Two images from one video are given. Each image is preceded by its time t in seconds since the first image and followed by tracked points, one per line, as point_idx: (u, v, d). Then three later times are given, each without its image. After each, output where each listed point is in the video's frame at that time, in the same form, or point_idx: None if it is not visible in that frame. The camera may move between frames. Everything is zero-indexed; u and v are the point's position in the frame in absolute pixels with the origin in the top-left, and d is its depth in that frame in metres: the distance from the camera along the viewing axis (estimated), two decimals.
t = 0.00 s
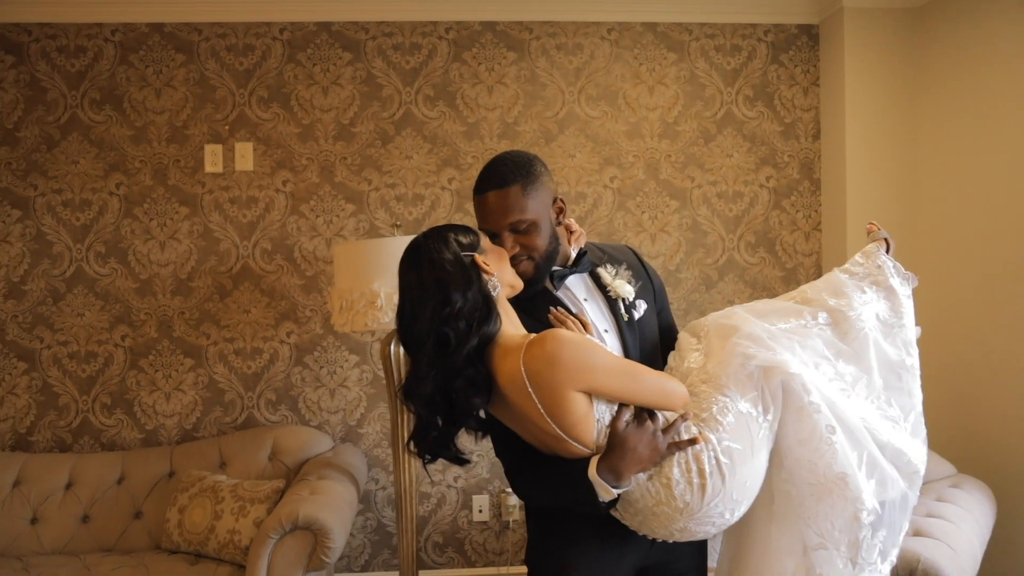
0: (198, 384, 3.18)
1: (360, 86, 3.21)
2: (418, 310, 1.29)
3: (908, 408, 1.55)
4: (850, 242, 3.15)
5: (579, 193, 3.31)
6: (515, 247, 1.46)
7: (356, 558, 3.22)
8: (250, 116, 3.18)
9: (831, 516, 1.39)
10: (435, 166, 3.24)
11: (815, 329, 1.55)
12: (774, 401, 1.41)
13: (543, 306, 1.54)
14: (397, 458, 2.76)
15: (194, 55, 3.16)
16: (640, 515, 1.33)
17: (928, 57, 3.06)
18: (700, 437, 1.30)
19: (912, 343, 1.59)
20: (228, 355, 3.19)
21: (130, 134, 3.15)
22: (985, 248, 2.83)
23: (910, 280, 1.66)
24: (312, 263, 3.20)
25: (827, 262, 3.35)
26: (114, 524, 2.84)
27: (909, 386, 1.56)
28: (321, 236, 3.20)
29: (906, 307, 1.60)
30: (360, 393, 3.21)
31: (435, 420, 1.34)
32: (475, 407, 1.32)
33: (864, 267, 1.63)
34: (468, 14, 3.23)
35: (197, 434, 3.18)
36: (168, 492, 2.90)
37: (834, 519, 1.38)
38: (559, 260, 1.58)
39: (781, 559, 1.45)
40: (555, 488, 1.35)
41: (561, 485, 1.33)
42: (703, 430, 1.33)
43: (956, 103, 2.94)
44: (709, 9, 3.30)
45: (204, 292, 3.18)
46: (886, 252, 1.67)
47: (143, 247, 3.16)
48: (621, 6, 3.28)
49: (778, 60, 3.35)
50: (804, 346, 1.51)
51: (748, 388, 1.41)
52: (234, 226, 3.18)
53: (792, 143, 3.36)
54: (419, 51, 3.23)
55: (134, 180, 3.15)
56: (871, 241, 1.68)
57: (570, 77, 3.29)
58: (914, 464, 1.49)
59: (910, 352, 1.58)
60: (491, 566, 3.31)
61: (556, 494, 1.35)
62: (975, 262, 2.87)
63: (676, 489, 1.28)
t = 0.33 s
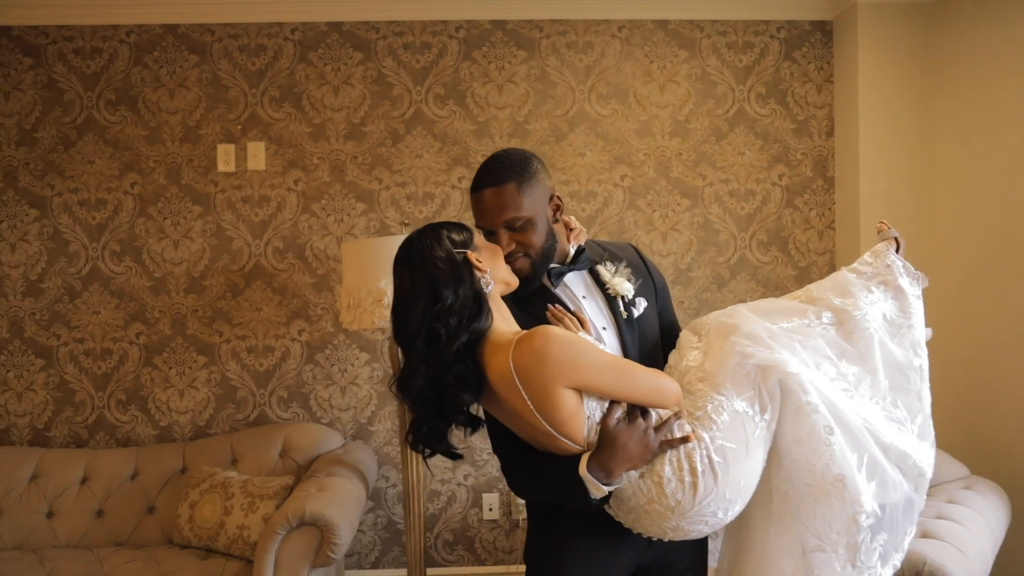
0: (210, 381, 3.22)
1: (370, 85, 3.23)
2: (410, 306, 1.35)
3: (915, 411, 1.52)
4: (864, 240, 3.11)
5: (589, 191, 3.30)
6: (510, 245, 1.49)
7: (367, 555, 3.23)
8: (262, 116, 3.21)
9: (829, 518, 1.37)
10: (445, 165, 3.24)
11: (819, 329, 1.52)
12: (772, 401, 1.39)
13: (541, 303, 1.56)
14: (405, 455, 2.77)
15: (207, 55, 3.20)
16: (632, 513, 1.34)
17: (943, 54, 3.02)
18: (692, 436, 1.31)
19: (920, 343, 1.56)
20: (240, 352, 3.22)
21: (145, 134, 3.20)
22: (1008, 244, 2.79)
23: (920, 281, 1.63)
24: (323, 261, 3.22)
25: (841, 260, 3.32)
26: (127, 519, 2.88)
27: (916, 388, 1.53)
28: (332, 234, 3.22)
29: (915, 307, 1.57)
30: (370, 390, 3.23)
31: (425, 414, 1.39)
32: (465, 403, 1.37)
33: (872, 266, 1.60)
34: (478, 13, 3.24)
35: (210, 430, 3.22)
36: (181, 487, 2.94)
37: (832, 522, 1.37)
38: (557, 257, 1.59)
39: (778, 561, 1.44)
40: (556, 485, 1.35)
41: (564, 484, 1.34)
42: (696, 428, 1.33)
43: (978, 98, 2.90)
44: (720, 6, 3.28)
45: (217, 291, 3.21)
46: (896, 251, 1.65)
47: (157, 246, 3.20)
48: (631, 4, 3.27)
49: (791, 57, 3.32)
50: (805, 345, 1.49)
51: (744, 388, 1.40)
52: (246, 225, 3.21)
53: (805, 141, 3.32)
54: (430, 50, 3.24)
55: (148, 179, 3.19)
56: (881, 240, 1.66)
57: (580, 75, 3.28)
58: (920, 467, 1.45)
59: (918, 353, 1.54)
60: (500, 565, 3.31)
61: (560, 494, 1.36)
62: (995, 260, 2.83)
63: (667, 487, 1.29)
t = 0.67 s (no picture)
0: (221, 379, 3.25)
1: (380, 85, 3.24)
2: (403, 303, 1.37)
3: (917, 411, 1.49)
4: (876, 239, 3.08)
5: (598, 190, 3.29)
6: (505, 242, 1.50)
7: (375, 552, 3.25)
8: (273, 116, 3.23)
9: (825, 518, 1.36)
10: (454, 164, 3.25)
11: (818, 328, 1.51)
12: (767, 400, 1.38)
13: (538, 301, 1.56)
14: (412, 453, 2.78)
15: (218, 56, 3.23)
16: (624, 511, 1.34)
17: (956, 50, 2.98)
18: (685, 434, 1.31)
19: (923, 343, 1.53)
20: (251, 350, 3.25)
21: (158, 134, 3.23)
22: (1016, 243, 2.73)
23: (924, 280, 1.60)
24: (332, 259, 3.24)
25: (854, 259, 3.28)
26: (139, 515, 2.91)
27: (919, 388, 1.50)
28: (341, 233, 3.24)
29: (917, 307, 1.54)
30: (379, 389, 3.24)
31: (417, 410, 1.40)
32: (457, 399, 1.38)
33: (875, 265, 1.58)
34: (487, 12, 3.24)
35: (221, 427, 3.25)
36: (191, 484, 2.97)
37: (828, 522, 1.36)
38: (554, 255, 1.60)
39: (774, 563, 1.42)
40: (548, 483, 1.35)
41: (557, 482, 1.34)
42: (689, 427, 1.34)
43: (988, 94, 2.85)
44: (731, 3, 3.26)
45: (228, 289, 3.24)
46: (900, 250, 1.63)
47: (169, 245, 3.24)
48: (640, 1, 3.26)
49: (802, 54, 3.29)
50: (803, 344, 1.48)
51: (739, 386, 1.39)
52: (257, 224, 3.24)
53: (817, 139, 3.29)
54: (439, 49, 3.25)
55: (161, 179, 3.23)
56: (884, 239, 1.63)
57: (589, 73, 3.27)
58: (920, 468, 1.43)
59: (920, 353, 1.52)
60: (508, 564, 3.31)
61: (552, 492, 1.35)
62: (1005, 257, 2.77)
63: (659, 485, 1.29)
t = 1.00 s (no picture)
0: (227, 376, 3.27)
1: (385, 84, 3.26)
2: (393, 300, 1.37)
3: (911, 412, 1.47)
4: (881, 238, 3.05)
5: (603, 189, 3.28)
6: (497, 241, 1.50)
7: (380, 550, 3.26)
8: (280, 116, 3.26)
9: (816, 518, 1.35)
10: (458, 163, 3.26)
11: (811, 327, 1.49)
12: (757, 399, 1.38)
13: (531, 299, 1.56)
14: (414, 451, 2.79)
15: (225, 56, 3.26)
16: (613, 508, 1.35)
17: (964, 47, 2.95)
18: (673, 432, 1.31)
19: (918, 344, 1.50)
20: (257, 348, 3.27)
21: (166, 135, 3.27)
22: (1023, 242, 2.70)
23: (921, 279, 1.57)
24: (337, 258, 3.25)
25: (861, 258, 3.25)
26: (145, 511, 2.95)
27: (913, 388, 1.48)
28: (347, 232, 3.26)
29: (914, 307, 1.51)
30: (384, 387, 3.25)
31: (407, 407, 1.41)
32: (447, 396, 1.39)
33: (871, 264, 1.55)
34: (492, 12, 3.25)
35: (227, 424, 3.27)
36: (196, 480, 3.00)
37: (819, 521, 1.35)
38: (547, 253, 1.60)
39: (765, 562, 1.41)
40: (537, 480, 1.35)
41: (546, 478, 1.34)
42: (678, 425, 1.33)
43: (996, 92, 2.82)
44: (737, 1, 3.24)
45: (234, 288, 3.27)
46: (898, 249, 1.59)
47: (177, 244, 3.27)
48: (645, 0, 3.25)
49: (809, 52, 3.27)
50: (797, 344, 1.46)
51: (729, 386, 1.38)
52: (263, 223, 3.26)
53: (824, 137, 3.27)
54: (444, 49, 3.26)
55: (169, 178, 3.27)
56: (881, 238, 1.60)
57: (594, 72, 3.27)
58: (913, 468, 1.42)
59: (915, 353, 1.49)
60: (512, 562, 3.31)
61: (541, 488, 1.35)
62: (1011, 256, 2.74)
63: (646, 483, 1.29)
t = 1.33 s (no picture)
0: (233, 374, 3.29)
1: (389, 84, 3.27)
2: (382, 298, 1.38)
3: (905, 413, 1.46)
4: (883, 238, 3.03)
5: (607, 188, 3.28)
6: (488, 239, 1.50)
7: (383, 548, 3.27)
8: (285, 116, 3.27)
9: (806, 519, 1.34)
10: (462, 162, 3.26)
11: (805, 327, 1.47)
12: (748, 398, 1.37)
13: (522, 297, 1.57)
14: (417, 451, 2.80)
15: (231, 56, 3.28)
16: (602, 505, 1.35)
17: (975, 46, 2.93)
18: (661, 430, 1.31)
19: (914, 345, 1.48)
20: (262, 346, 3.29)
21: (172, 134, 3.29)
22: None
23: (919, 280, 1.55)
24: (342, 257, 3.27)
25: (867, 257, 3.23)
26: (150, 507, 2.97)
27: (907, 390, 1.46)
28: (351, 231, 3.27)
29: (910, 307, 1.49)
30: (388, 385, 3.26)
31: (397, 403, 1.42)
32: (436, 393, 1.39)
33: (868, 263, 1.53)
34: (495, 11, 3.25)
35: (233, 422, 3.29)
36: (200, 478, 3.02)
37: (808, 522, 1.34)
38: (539, 251, 1.60)
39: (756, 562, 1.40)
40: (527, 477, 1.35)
41: (535, 475, 1.34)
42: (667, 423, 1.33)
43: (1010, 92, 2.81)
44: None
45: (240, 286, 3.29)
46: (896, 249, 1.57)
47: (183, 243, 3.30)
48: None
49: (815, 50, 3.24)
50: (790, 344, 1.44)
51: (719, 384, 1.37)
52: (268, 221, 3.28)
53: (830, 135, 3.25)
54: (447, 48, 3.27)
55: (175, 178, 3.29)
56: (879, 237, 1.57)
57: (597, 71, 3.26)
58: (904, 470, 1.41)
59: (910, 355, 1.48)
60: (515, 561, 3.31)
61: (530, 485, 1.36)
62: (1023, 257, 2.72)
63: (634, 481, 1.29)
